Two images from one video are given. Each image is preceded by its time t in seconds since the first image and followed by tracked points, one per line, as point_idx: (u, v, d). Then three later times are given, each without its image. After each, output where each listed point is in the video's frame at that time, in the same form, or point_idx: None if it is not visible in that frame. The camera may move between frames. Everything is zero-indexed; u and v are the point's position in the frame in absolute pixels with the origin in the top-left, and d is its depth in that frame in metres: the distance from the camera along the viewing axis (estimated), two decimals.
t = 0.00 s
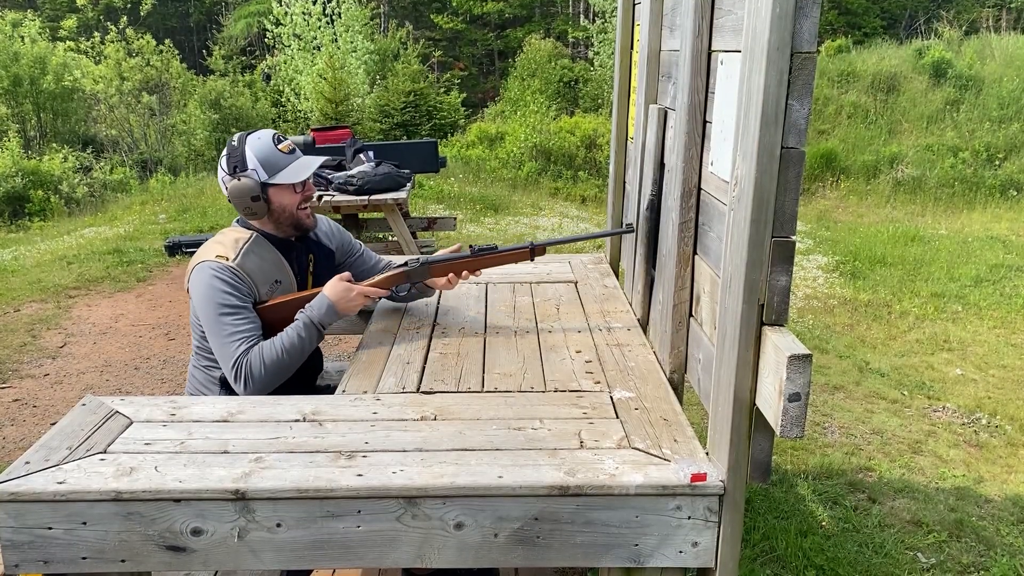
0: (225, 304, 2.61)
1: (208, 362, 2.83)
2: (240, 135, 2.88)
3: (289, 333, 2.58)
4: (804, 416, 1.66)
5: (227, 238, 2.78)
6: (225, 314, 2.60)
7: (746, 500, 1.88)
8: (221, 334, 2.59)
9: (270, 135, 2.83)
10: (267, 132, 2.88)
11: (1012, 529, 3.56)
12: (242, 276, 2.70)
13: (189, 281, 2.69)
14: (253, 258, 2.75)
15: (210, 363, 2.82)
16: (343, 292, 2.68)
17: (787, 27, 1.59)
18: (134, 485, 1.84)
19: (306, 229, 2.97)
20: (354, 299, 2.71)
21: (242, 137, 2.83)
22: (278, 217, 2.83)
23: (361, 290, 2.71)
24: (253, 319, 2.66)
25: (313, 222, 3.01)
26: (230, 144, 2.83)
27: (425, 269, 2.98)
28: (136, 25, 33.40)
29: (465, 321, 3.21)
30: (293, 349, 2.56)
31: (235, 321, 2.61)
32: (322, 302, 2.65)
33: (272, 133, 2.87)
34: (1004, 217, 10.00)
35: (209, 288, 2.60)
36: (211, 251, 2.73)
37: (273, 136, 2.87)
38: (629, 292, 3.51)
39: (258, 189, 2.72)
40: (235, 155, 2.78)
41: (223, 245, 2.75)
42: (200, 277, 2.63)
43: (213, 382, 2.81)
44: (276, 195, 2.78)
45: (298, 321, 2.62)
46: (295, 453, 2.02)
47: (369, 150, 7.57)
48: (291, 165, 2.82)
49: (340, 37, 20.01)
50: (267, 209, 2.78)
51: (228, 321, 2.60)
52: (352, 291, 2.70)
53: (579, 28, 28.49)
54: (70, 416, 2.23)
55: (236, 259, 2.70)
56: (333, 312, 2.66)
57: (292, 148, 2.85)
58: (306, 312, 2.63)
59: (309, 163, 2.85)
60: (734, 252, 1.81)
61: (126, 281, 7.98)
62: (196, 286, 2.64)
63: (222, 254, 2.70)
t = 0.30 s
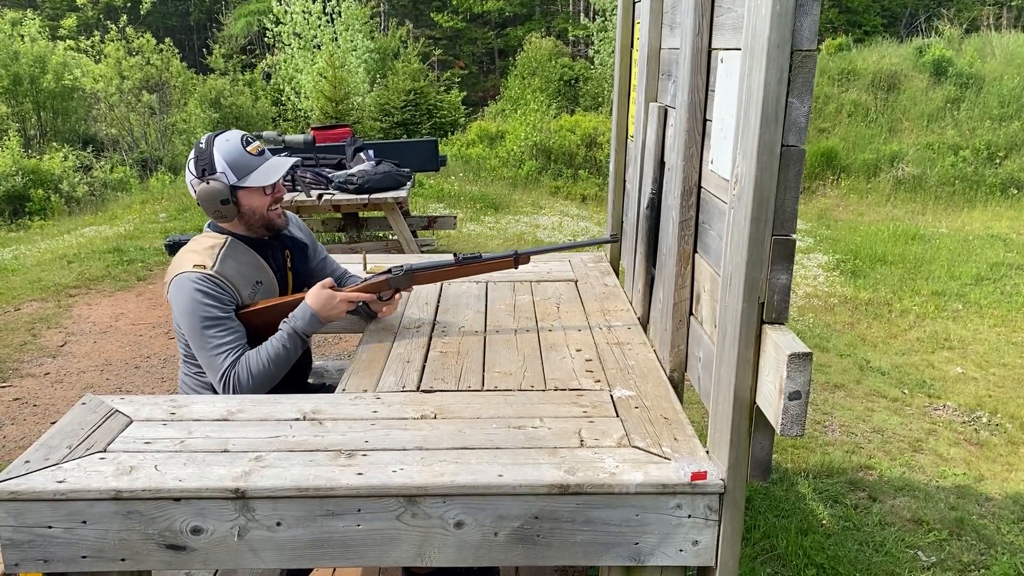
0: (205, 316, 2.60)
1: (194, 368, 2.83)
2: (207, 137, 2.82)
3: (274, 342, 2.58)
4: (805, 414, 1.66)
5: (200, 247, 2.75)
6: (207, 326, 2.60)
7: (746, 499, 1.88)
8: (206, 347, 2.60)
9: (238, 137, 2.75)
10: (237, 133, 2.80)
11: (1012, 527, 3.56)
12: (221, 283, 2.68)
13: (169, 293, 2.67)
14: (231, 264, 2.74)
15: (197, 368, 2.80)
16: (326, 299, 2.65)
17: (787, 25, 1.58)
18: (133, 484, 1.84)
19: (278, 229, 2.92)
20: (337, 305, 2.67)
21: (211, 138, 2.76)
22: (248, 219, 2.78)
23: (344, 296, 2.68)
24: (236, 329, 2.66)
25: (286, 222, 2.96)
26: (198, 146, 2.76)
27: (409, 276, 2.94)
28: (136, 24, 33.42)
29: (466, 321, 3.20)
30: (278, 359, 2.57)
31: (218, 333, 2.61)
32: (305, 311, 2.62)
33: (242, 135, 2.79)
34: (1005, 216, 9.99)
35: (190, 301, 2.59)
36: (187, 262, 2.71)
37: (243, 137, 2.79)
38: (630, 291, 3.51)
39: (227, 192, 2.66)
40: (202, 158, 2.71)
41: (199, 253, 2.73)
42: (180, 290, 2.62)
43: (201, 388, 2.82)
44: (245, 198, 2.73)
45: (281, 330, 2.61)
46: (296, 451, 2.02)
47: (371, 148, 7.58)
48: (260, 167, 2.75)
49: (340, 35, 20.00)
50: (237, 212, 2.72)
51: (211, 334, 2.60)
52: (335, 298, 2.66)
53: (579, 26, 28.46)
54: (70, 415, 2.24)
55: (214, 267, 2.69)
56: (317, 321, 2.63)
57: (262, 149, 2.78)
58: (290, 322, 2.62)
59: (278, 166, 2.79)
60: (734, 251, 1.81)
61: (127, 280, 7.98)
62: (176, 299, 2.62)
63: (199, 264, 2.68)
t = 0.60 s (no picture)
0: (194, 314, 2.59)
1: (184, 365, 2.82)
2: (190, 133, 2.84)
3: (262, 338, 2.57)
4: (805, 413, 1.66)
5: (186, 244, 2.75)
6: (196, 322, 2.59)
7: (746, 497, 1.87)
8: (195, 343, 2.59)
9: (220, 132, 2.78)
10: (219, 129, 2.83)
11: (1013, 526, 3.56)
12: (208, 280, 2.67)
13: (156, 291, 2.66)
14: (217, 259, 2.73)
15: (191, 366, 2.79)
16: (313, 293, 2.63)
17: (787, 23, 1.58)
18: (134, 483, 1.84)
19: (263, 224, 2.93)
20: (325, 298, 2.66)
21: (193, 134, 2.79)
22: (232, 214, 2.79)
23: (331, 289, 2.66)
24: (225, 325, 2.65)
25: (271, 217, 2.97)
26: (181, 141, 2.79)
27: (396, 266, 2.94)
28: (136, 23, 33.41)
29: (466, 319, 3.20)
30: (267, 354, 2.57)
31: (207, 329, 2.61)
32: (293, 306, 2.61)
33: (224, 130, 2.82)
34: (1005, 214, 9.98)
35: (178, 298, 2.58)
36: (173, 259, 2.69)
37: (224, 133, 2.82)
38: (630, 290, 3.50)
39: (210, 186, 2.68)
40: (185, 153, 2.74)
41: (183, 251, 2.72)
42: (168, 287, 2.60)
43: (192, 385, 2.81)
44: (228, 192, 2.75)
45: (270, 325, 2.60)
46: (296, 450, 2.02)
47: (371, 149, 7.52)
48: (242, 161, 2.78)
49: (340, 34, 19.99)
50: (220, 206, 2.74)
51: (200, 331, 2.59)
52: (322, 291, 2.64)
53: (580, 25, 28.44)
54: (70, 414, 2.24)
55: (200, 262, 2.67)
56: (305, 315, 2.61)
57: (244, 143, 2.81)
58: (279, 317, 2.61)
59: (260, 160, 2.82)
60: (734, 250, 1.81)
61: (127, 279, 7.99)
62: (164, 296, 2.61)
63: (185, 261, 2.67)
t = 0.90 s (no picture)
0: (187, 310, 2.59)
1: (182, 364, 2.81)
2: (185, 132, 2.84)
3: (255, 334, 2.56)
4: (805, 412, 1.66)
5: (179, 242, 2.75)
6: (189, 319, 2.59)
7: (747, 497, 1.87)
8: (188, 340, 2.59)
9: (214, 132, 2.77)
10: (213, 129, 2.82)
11: (1014, 524, 3.56)
12: (201, 277, 2.67)
13: (150, 288, 2.66)
14: (210, 257, 2.73)
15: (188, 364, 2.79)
16: (305, 289, 2.62)
17: (788, 21, 1.58)
18: (134, 483, 1.84)
19: (257, 223, 2.93)
20: (317, 295, 2.65)
21: (187, 134, 2.78)
22: (226, 213, 2.79)
23: (323, 285, 2.65)
24: (219, 321, 2.65)
25: (264, 216, 2.97)
26: (176, 141, 2.79)
27: (389, 262, 2.97)
28: (136, 22, 33.42)
29: (466, 318, 3.21)
30: (260, 350, 2.56)
31: (201, 325, 2.61)
32: (285, 302, 2.60)
33: (218, 130, 2.81)
34: (1005, 213, 9.97)
35: (171, 295, 2.58)
36: (166, 257, 2.70)
37: (219, 132, 2.81)
38: (630, 289, 3.51)
39: (204, 186, 2.68)
40: (179, 152, 2.73)
41: (177, 249, 2.72)
42: (161, 284, 2.60)
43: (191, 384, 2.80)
44: (222, 191, 2.75)
45: (262, 322, 2.59)
46: (297, 450, 2.02)
47: (371, 147, 7.50)
48: (236, 161, 2.77)
49: (340, 33, 19.99)
50: (214, 205, 2.74)
51: (193, 327, 2.59)
52: (314, 287, 2.64)
53: (580, 23, 28.42)
54: (70, 414, 2.24)
55: (192, 260, 2.67)
56: (297, 311, 2.61)
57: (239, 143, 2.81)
58: (271, 313, 2.59)
59: (254, 160, 2.81)
60: (735, 249, 1.81)
61: (127, 279, 8.00)
62: (157, 293, 2.61)
63: (178, 258, 2.67)
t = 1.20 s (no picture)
0: (192, 306, 2.59)
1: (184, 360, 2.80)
2: (190, 124, 2.86)
3: (261, 330, 2.57)
4: (807, 410, 1.65)
5: (180, 236, 2.74)
6: (194, 314, 2.59)
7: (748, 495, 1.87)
8: (193, 335, 2.59)
9: (219, 125, 2.78)
10: (219, 123, 2.83)
11: (1015, 522, 3.56)
12: (205, 271, 2.66)
13: (153, 283, 2.65)
14: (212, 249, 2.72)
15: (189, 362, 2.78)
16: (312, 286, 2.62)
17: (788, 20, 1.58)
18: (135, 482, 1.84)
19: (252, 220, 2.92)
20: (324, 291, 2.65)
21: (193, 125, 2.80)
22: (221, 206, 2.79)
23: (329, 282, 2.65)
24: (223, 316, 2.65)
25: (260, 213, 2.96)
26: (181, 131, 2.80)
27: (395, 261, 2.97)
28: (137, 21, 33.43)
29: (466, 317, 3.21)
30: (266, 346, 2.57)
31: (206, 320, 2.61)
32: (291, 299, 2.59)
33: (223, 124, 2.83)
34: (1006, 211, 9.96)
35: (176, 290, 2.58)
36: (168, 251, 2.68)
37: (224, 126, 2.81)
38: (631, 288, 3.50)
39: (202, 176, 2.69)
40: (183, 141, 2.75)
41: (178, 243, 2.71)
42: (165, 279, 2.60)
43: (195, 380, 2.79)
44: (219, 184, 2.75)
45: (269, 318, 2.60)
46: (297, 449, 2.02)
47: (371, 146, 7.50)
48: (236, 155, 2.77)
49: (340, 32, 19.97)
50: (210, 197, 2.74)
51: (199, 322, 2.59)
52: (321, 284, 2.63)
53: (580, 22, 28.40)
54: (70, 414, 2.23)
55: (194, 253, 2.67)
56: (304, 308, 2.61)
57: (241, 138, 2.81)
58: (277, 309, 2.60)
59: (255, 157, 2.81)
60: (735, 247, 1.80)
61: (128, 278, 8.00)
62: (161, 288, 2.61)
63: (179, 253, 2.65)
